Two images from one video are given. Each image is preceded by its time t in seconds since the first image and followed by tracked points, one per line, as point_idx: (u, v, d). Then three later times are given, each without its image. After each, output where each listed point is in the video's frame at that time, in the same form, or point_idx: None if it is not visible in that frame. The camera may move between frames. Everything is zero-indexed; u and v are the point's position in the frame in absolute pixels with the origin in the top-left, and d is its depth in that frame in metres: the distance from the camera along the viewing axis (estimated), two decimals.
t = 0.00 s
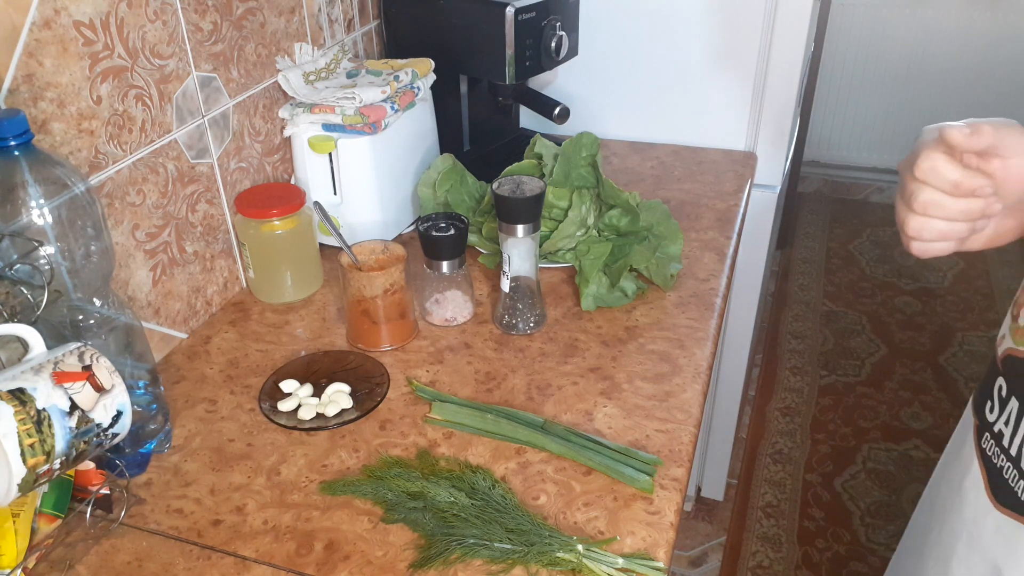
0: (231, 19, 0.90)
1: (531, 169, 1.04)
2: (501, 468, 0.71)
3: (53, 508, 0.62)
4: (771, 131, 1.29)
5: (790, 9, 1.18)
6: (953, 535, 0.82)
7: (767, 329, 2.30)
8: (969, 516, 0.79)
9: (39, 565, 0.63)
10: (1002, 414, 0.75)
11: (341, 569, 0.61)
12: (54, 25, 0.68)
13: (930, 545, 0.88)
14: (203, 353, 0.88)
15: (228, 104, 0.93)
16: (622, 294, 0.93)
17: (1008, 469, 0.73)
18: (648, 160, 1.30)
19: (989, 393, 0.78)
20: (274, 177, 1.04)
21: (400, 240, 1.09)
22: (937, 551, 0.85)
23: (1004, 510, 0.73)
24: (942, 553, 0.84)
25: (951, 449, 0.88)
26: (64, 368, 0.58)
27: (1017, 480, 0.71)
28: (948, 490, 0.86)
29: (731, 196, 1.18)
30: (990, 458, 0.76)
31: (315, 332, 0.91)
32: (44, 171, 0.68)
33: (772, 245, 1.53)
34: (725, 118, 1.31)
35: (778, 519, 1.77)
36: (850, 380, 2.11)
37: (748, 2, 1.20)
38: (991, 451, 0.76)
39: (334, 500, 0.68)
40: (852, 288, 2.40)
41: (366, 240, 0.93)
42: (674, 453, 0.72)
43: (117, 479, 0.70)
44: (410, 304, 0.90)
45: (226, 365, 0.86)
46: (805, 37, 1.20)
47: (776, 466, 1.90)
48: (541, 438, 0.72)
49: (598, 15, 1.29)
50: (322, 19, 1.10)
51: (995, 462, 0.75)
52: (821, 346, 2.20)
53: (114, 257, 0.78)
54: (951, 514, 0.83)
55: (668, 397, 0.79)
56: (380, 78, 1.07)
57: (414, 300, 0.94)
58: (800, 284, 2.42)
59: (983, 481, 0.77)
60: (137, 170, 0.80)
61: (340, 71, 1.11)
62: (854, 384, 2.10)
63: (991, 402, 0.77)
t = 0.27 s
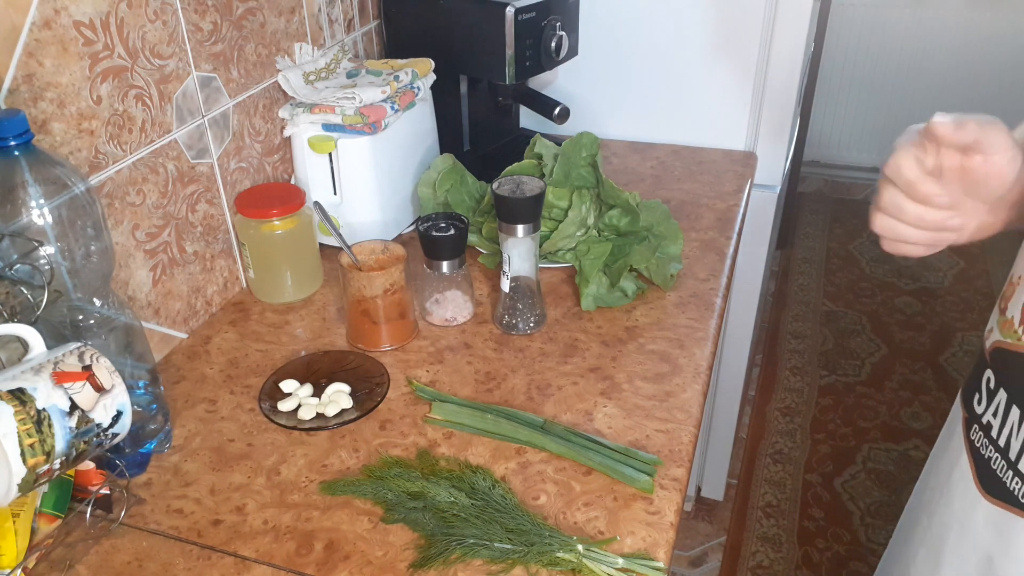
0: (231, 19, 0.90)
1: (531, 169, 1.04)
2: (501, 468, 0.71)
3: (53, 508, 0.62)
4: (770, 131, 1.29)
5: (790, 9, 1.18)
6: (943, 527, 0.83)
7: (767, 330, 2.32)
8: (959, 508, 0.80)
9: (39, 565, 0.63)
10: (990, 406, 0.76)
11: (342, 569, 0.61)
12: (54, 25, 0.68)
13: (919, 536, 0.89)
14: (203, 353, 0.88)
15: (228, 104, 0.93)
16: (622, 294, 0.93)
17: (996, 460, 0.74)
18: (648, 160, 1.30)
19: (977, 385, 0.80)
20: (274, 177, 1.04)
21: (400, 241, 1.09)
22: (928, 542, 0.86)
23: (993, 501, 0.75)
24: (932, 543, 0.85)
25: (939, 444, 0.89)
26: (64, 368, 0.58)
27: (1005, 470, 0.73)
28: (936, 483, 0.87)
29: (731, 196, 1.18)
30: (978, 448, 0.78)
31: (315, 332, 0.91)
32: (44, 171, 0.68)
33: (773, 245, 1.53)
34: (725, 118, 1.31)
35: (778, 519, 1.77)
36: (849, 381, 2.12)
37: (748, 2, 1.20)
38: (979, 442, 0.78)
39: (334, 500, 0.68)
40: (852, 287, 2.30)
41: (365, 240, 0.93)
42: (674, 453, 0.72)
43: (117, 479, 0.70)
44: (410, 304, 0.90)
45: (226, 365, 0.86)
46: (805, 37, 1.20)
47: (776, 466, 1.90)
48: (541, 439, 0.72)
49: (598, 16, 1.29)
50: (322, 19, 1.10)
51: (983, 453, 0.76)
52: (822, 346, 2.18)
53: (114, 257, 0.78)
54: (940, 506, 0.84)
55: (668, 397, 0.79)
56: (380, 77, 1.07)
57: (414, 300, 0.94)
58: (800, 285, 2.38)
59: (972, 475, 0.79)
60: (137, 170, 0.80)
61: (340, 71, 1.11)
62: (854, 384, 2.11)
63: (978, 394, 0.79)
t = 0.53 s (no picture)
0: (231, 19, 0.90)
1: (531, 169, 1.04)
2: (501, 468, 0.71)
3: (53, 508, 0.62)
4: (770, 131, 1.29)
5: (790, 9, 1.18)
6: (932, 516, 0.83)
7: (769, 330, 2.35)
8: (947, 496, 0.80)
9: (40, 565, 0.63)
10: (979, 395, 0.76)
11: (342, 569, 0.61)
12: (54, 25, 0.68)
13: (908, 527, 0.88)
14: (203, 353, 0.88)
15: (228, 104, 0.93)
16: (622, 294, 0.93)
17: (985, 448, 0.75)
18: (648, 160, 1.30)
19: (966, 374, 0.80)
20: (274, 178, 1.04)
21: (400, 241, 1.09)
22: (917, 532, 0.86)
23: (983, 489, 0.75)
24: (921, 533, 0.85)
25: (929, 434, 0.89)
26: (64, 368, 0.58)
27: (995, 459, 0.73)
28: (925, 472, 0.86)
29: (731, 196, 1.18)
30: (967, 437, 0.78)
31: (315, 332, 0.91)
32: (44, 171, 0.68)
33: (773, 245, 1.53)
34: (725, 118, 1.31)
35: (778, 519, 1.79)
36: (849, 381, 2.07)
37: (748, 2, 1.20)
38: (968, 431, 0.78)
39: (334, 500, 0.68)
40: (853, 287, 2.21)
41: (365, 240, 0.93)
42: (675, 453, 0.72)
43: (117, 479, 0.70)
44: (410, 304, 0.90)
45: (226, 365, 0.86)
46: (805, 38, 1.20)
47: (776, 466, 1.93)
48: (541, 438, 0.72)
49: (598, 16, 1.29)
50: (322, 19, 1.10)
51: (972, 441, 0.77)
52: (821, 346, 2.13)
53: (114, 257, 0.78)
54: (929, 495, 0.84)
55: (668, 397, 0.79)
56: (380, 77, 1.07)
57: (414, 300, 0.94)
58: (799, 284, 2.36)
59: (961, 462, 0.78)
60: (137, 170, 0.80)
61: (340, 71, 1.11)
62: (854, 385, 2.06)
63: (968, 383, 0.79)
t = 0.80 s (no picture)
0: (231, 19, 0.90)
1: (531, 169, 1.04)
2: (501, 468, 0.71)
3: (53, 508, 0.62)
4: (770, 131, 1.29)
5: (790, 9, 1.18)
6: (915, 500, 0.82)
7: (767, 328, 2.29)
8: (931, 479, 0.79)
9: (39, 565, 0.63)
10: (962, 379, 0.76)
11: (342, 569, 0.61)
12: (54, 25, 0.68)
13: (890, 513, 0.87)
14: (203, 353, 0.88)
15: (228, 104, 0.93)
16: (622, 294, 0.93)
17: (968, 431, 0.74)
18: (648, 160, 1.30)
19: (949, 360, 0.80)
20: (274, 177, 1.04)
21: (400, 241, 1.09)
22: (899, 519, 0.85)
23: (966, 471, 0.74)
24: (904, 517, 0.84)
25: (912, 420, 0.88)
26: (64, 368, 0.58)
27: (977, 441, 0.73)
28: (908, 458, 0.86)
29: (731, 196, 1.18)
30: (950, 421, 0.77)
31: (315, 332, 0.91)
32: (44, 171, 0.68)
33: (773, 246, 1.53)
34: (725, 118, 1.31)
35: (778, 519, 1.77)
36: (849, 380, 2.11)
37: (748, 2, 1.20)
38: (951, 415, 0.77)
39: (334, 500, 0.68)
40: (853, 288, 2.39)
41: (366, 240, 0.93)
42: (675, 453, 0.72)
43: (117, 479, 0.70)
44: (410, 304, 0.90)
45: (226, 365, 0.86)
46: (805, 37, 1.20)
47: (776, 465, 1.90)
48: (541, 439, 0.72)
49: (598, 16, 1.29)
50: (322, 19, 1.10)
51: (955, 425, 0.76)
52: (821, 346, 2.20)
53: (114, 258, 0.78)
54: (912, 480, 0.83)
55: (668, 397, 0.79)
56: (380, 78, 1.07)
57: (414, 300, 0.94)
58: (800, 284, 2.42)
59: (945, 445, 0.78)
60: (137, 170, 0.80)
61: (340, 71, 1.11)
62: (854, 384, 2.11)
63: (951, 368, 0.79)
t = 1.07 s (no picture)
0: (231, 19, 0.90)
1: (531, 169, 1.04)
2: (501, 468, 0.71)
3: (53, 508, 0.62)
4: (770, 131, 1.29)
5: (790, 9, 1.18)
6: (898, 482, 0.82)
7: (767, 326, 2.29)
8: (915, 466, 0.79)
9: (39, 565, 0.63)
10: (944, 363, 0.76)
11: (341, 569, 0.61)
12: (54, 25, 0.68)
13: (873, 495, 0.87)
14: (203, 353, 0.88)
15: (228, 104, 0.93)
16: (622, 294, 0.93)
17: (948, 413, 0.75)
18: (648, 160, 1.30)
19: (930, 344, 0.80)
20: (274, 177, 1.04)
21: (400, 240, 1.09)
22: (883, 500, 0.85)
23: (946, 452, 0.74)
24: (887, 498, 0.84)
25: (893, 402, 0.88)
26: (64, 368, 0.58)
27: (957, 423, 0.73)
28: (891, 440, 0.86)
29: (731, 196, 1.18)
30: (931, 403, 0.77)
31: (315, 332, 0.91)
32: (44, 171, 0.68)
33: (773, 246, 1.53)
34: (726, 117, 1.31)
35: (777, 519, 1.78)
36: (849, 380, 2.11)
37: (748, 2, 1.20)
38: (932, 398, 0.77)
39: (334, 500, 0.68)
40: (853, 287, 2.40)
41: (366, 240, 0.93)
42: (675, 453, 0.72)
43: (117, 479, 0.70)
44: (410, 304, 0.90)
45: (226, 365, 0.86)
46: (805, 37, 1.20)
47: (776, 465, 1.90)
48: (541, 439, 0.72)
49: (599, 16, 1.29)
50: (322, 19, 1.10)
51: (936, 408, 0.76)
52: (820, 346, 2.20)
53: (114, 258, 0.78)
54: (894, 462, 0.83)
55: (668, 397, 0.79)
56: (380, 78, 1.07)
57: (414, 300, 0.94)
58: (800, 284, 2.43)
59: (926, 427, 0.78)
60: (137, 170, 0.80)
61: (340, 71, 1.11)
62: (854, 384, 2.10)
63: (933, 353, 0.79)
